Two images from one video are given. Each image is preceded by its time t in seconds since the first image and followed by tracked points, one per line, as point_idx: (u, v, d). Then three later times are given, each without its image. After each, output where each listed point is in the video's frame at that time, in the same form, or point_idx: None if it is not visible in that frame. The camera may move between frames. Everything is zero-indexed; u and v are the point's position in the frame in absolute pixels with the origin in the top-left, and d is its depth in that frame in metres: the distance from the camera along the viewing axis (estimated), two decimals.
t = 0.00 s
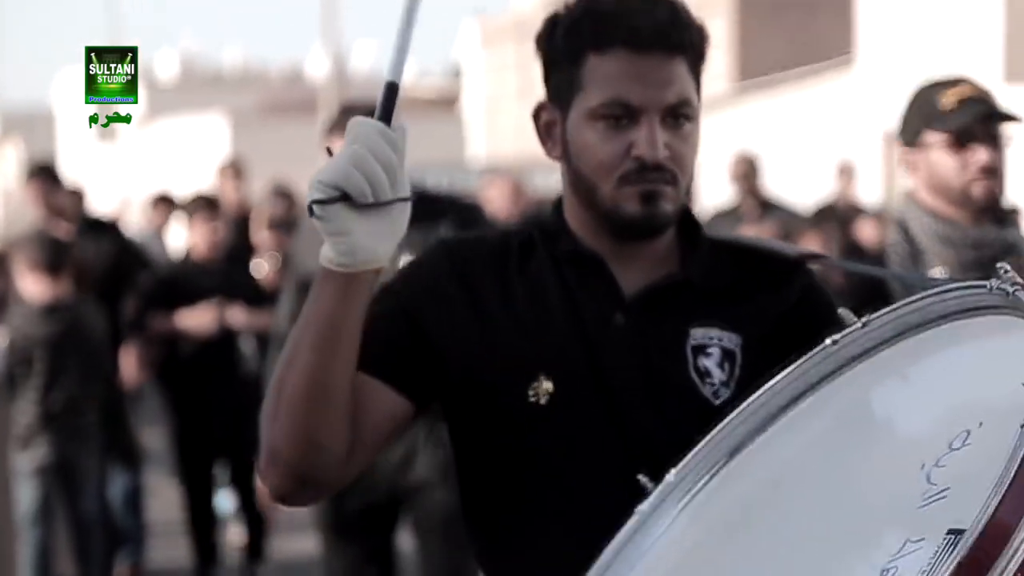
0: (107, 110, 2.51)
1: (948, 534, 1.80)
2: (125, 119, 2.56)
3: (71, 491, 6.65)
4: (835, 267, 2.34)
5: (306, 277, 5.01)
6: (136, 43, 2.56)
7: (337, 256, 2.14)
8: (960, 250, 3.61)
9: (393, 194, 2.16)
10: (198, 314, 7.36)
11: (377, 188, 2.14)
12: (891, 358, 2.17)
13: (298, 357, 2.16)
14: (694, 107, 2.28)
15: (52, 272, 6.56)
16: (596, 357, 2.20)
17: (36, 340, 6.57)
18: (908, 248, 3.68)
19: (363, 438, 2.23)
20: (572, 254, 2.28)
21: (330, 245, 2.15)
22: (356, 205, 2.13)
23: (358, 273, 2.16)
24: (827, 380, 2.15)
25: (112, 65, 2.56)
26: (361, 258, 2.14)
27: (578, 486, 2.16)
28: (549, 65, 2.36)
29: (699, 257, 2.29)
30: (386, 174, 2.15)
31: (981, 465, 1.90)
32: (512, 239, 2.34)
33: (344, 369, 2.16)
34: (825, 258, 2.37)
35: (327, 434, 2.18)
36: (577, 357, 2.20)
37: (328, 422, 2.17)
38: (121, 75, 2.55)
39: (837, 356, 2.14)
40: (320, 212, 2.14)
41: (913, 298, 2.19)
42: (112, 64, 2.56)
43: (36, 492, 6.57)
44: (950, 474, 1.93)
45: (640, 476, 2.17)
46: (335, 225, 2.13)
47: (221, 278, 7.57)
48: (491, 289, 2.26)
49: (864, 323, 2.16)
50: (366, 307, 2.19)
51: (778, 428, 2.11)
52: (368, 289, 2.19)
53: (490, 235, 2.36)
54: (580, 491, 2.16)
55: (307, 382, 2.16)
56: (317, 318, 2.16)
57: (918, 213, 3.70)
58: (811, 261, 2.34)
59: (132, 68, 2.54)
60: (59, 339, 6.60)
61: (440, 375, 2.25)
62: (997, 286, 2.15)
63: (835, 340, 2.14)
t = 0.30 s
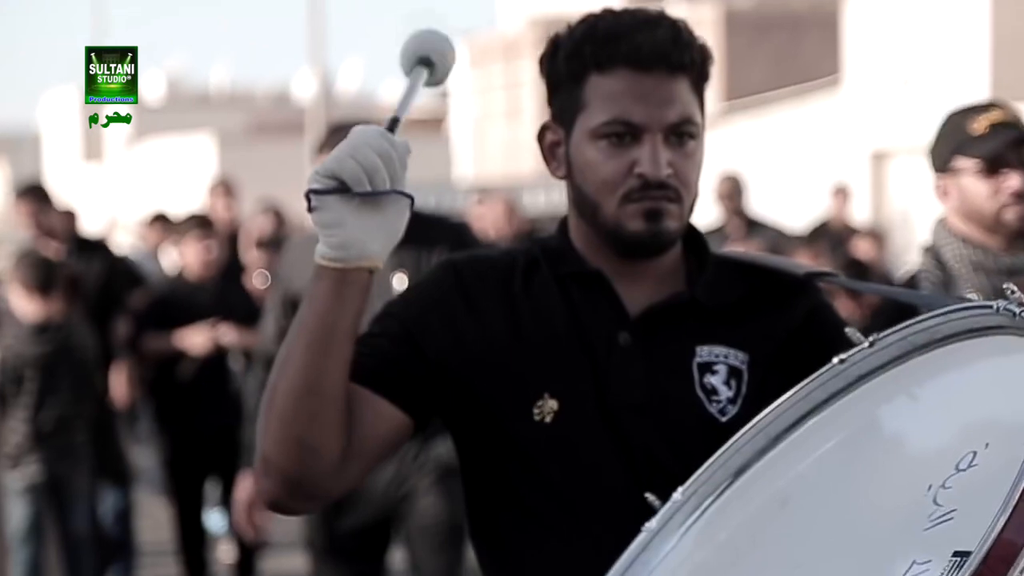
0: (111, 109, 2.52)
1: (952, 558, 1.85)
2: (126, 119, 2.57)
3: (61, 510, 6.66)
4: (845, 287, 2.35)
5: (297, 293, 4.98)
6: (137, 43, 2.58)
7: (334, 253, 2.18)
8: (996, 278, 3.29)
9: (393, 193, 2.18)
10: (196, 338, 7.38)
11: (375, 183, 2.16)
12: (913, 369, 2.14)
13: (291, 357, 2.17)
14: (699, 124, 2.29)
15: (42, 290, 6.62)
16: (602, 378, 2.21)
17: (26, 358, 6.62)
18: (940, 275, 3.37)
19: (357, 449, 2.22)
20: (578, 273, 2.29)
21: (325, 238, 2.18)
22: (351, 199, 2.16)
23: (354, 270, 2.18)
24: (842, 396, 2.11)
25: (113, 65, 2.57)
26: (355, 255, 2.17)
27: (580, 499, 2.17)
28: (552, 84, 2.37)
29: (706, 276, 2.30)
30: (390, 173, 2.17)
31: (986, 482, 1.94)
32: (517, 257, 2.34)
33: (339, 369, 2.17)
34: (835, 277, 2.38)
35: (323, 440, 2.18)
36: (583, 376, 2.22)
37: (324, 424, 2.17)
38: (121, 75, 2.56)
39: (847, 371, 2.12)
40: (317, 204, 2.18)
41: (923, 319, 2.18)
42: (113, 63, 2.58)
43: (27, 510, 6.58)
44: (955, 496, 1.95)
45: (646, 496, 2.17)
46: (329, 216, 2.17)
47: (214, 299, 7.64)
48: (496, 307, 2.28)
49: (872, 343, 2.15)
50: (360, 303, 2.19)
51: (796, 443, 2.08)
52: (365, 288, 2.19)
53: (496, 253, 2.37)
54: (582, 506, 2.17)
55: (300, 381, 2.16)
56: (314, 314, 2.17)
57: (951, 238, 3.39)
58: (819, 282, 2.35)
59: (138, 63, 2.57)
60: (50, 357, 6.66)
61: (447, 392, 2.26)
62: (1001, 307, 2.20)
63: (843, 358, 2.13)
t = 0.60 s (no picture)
0: (109, 108, 2.60)
1: None
2: (123, 118, 2.67)
3: (50, 520, 6.90)
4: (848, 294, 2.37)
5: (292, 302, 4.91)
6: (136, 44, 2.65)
7: (328, 250, 2.28)
8: None
9: (391, 197, 2.31)
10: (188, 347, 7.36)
11: (375, 183, 2.28)
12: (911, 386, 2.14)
13: (286, 358, 2.24)
14: (698, 130, 2.31)
15: (30, 300, 6.87)
16: (603, 388, 2.23)
17: (15, 368, 6.83)
18: (980, 283, 3.75)
19: (350, 456, 2.28)
20: (579, 282, 2.31)
21: (320, 234, 2.29)
22: (349, 194, 2.28)
23: (350, 269, 2.28)
24: (845, 408, 2.11)
25: (111, 66, 2.65)
26: (353, 248, 2.27)
27: (578, 505, 2.19)
28: (551, 93, 2.39)
29: (708, 285, 2.32)
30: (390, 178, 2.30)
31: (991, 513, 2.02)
32: (520, 267, 2.37)
33: (333, 370, 2.24)
34: (840, 285, 2.41)
35: (319, 443, 2.23)
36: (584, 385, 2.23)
37: (320, 425, 2.22)
38: (121, 75, 2.65)
39: (856, 385, 2.12)
40: (317, 196, 2.29)
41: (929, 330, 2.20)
42: (112, 64, 2.66)
43: (16, 519, 6.81)
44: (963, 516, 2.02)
45: (652, 504, 2.19)
46: (328, 208, 2.28)
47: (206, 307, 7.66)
48: (496, 316, 2.31)
49: (878, 352, 2.15)
50: (358, 303, 2.28)
51: (801, 454, 2.07)
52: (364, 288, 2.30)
53: (499, 263, 2.40)
54: (581, 512, 2.19)
55: (297, 384, 2.22)
56: (308, 315, 2.26)
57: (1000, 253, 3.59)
58: (823, 288, 2.38)
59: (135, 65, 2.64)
60: (38, 367, 6.88)
61: (449, 401, 2.30)
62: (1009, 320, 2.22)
63: (850, 368, 2.13)
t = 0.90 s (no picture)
0: (109, 108, 2.75)
1: None
2: (124, 117, 2.82)
3: (41, 524, 6.95)
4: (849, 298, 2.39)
5: (283, 307, 4.76)
6: (135, 45, 2.80)
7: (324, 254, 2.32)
8: None
9: (389, 202, 2.35)
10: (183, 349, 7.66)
11: (372, 188, 2.33)
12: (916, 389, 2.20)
13: (283, 366, 2.28)
14: (693, 132, 2.31)
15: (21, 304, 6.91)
16: (601, 395, 2.24)
17: (6, 372, 6.88)
18: (1019, 274, 3.36)
19: (348, 464, 2.30)
20: (576, 289, 2.32)
21: (316, 239, 2.34)
22: (345, 198, 2.33)
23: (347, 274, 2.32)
24: (848, 413, 2.16)
25: (112, 66, 2.80)
26: (347, 250, 2.31)
27: (575, 508, 2.21)
28: (546, 98, 2.40)
29: (706, 291, 2.34)
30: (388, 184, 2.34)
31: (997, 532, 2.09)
32: (516, 274, 2.39)
33: (329, 375, 2.28)
34: (838, 290, 2.44)
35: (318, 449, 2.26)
36: (580, 391, 2.25)
37: (316, 432, 2.26)
38: (121, 75, 2.79)
39: (857, 391, 2.17)
40: (318, 200, 2.34)
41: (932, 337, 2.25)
42: (113, 63, 2.81)
43: (8, 523, 6.86)
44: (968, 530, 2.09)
45: (652, 511, 2.21)
46: (324, 212, 2.33)
47: (198, 309, 7.80)
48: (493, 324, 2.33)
49: (880, 361, 2.20)
50: (356, 303, 2.32)
51: (799, 462, 2.13)
52: (360, 292, 2.33)
53: (497, 270, 2.41)
54: (578, 516, 2.21)
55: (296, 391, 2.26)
56: (306, 318, 2.30)
57: None
58: (823, 293, 2.39)
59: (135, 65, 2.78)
60: (30, 370, 6.92)
61: (448, 407, 2.32)
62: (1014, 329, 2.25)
63: (852, 375, 2.18)
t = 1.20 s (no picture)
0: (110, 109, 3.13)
1: None
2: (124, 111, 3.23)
3: (30, 525, 7.31)
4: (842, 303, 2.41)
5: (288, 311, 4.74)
6: (132, 48, 3.20)
7: (307, 262, 2.37)
8: None
9: (373, 215, 2.39)
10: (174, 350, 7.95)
11: (353, 197, 2.37)
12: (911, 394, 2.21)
13: (273, 375, 2.32)
14: (683, 135, 2.30)
15: (11, 310, 7.20)
16: (593, 402, 2.24)
17: None
18: None
19: (339, 475, 2.35)
20: (568, 295, 2.32)
21: (303, 248, 2.38)
22: (327, 207, 2.37)
23: (325, 284, 2.36)
24: (843, 417, 2.17)
25: (112, 66, 3.20)
26: (328, 257, 2.36)
27: (571, 520, 2.21)
28: (535, 105, 2.39)
29: (699, 297, 2.34)
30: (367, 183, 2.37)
31: (1000, 535, 2.16)
32: (509, 281, 2.39)
33: (316, 385, 2.32)
34: (833, 294, 2.44)
35: (304, 457, 2.31)
36: (573, 401, 2.25)
37: (305, 442, 2.30)
38: (120, 76, 3.19)
39: (853, 395, 2.18)
40: (303, 212, 2.39)
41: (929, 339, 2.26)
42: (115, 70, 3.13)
43: None
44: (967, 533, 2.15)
45: (650, 518, 2.21)
46: (309, 222, 2.38)
47: (191, 316, 8.25)
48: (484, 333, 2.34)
49: (875, 365, 2.21)
50: (342, 311, 2.36)
51: (801, 462, 2.14)
52: (347, 302, 2.37)
53: (490, 278, 2.42)
54: (571, 527, 2.21)
55: (285, 404, 2.31)
56: (294, 329, 2.34)
57: None
58: (817, 296, 2.40)
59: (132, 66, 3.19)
60: (18, 374, 7.22)
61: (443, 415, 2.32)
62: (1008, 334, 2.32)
63: (848, 379, 2.19)
